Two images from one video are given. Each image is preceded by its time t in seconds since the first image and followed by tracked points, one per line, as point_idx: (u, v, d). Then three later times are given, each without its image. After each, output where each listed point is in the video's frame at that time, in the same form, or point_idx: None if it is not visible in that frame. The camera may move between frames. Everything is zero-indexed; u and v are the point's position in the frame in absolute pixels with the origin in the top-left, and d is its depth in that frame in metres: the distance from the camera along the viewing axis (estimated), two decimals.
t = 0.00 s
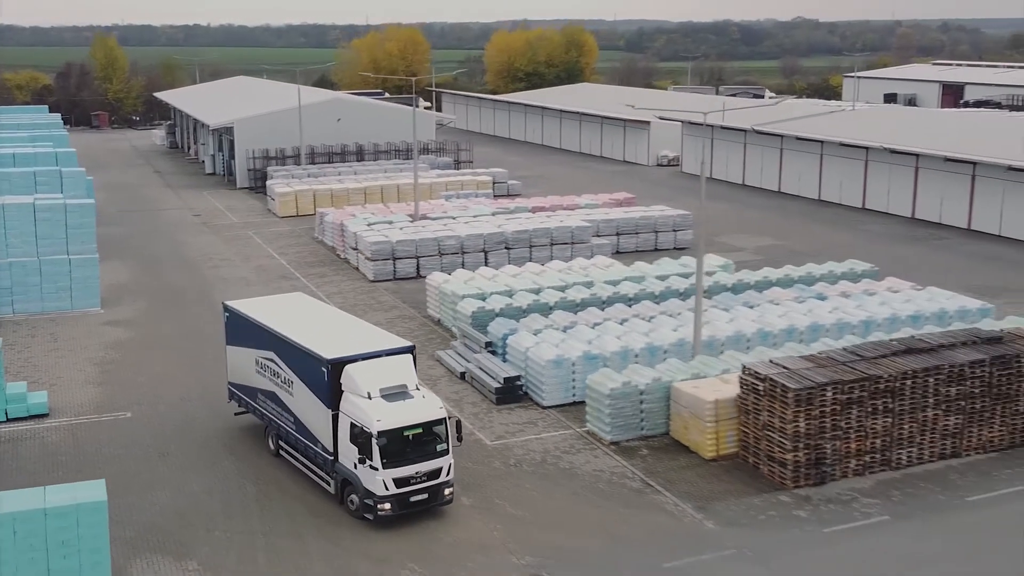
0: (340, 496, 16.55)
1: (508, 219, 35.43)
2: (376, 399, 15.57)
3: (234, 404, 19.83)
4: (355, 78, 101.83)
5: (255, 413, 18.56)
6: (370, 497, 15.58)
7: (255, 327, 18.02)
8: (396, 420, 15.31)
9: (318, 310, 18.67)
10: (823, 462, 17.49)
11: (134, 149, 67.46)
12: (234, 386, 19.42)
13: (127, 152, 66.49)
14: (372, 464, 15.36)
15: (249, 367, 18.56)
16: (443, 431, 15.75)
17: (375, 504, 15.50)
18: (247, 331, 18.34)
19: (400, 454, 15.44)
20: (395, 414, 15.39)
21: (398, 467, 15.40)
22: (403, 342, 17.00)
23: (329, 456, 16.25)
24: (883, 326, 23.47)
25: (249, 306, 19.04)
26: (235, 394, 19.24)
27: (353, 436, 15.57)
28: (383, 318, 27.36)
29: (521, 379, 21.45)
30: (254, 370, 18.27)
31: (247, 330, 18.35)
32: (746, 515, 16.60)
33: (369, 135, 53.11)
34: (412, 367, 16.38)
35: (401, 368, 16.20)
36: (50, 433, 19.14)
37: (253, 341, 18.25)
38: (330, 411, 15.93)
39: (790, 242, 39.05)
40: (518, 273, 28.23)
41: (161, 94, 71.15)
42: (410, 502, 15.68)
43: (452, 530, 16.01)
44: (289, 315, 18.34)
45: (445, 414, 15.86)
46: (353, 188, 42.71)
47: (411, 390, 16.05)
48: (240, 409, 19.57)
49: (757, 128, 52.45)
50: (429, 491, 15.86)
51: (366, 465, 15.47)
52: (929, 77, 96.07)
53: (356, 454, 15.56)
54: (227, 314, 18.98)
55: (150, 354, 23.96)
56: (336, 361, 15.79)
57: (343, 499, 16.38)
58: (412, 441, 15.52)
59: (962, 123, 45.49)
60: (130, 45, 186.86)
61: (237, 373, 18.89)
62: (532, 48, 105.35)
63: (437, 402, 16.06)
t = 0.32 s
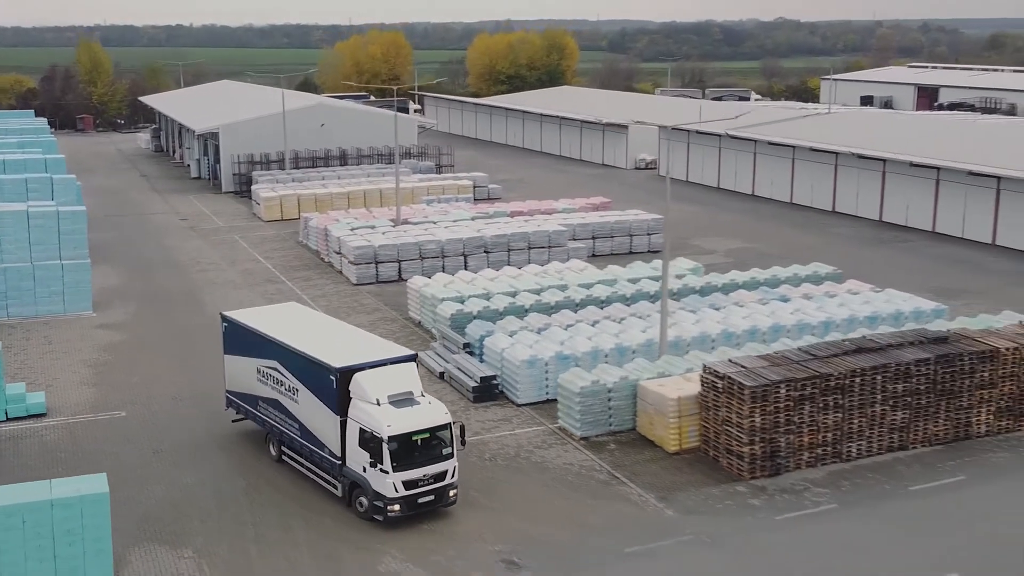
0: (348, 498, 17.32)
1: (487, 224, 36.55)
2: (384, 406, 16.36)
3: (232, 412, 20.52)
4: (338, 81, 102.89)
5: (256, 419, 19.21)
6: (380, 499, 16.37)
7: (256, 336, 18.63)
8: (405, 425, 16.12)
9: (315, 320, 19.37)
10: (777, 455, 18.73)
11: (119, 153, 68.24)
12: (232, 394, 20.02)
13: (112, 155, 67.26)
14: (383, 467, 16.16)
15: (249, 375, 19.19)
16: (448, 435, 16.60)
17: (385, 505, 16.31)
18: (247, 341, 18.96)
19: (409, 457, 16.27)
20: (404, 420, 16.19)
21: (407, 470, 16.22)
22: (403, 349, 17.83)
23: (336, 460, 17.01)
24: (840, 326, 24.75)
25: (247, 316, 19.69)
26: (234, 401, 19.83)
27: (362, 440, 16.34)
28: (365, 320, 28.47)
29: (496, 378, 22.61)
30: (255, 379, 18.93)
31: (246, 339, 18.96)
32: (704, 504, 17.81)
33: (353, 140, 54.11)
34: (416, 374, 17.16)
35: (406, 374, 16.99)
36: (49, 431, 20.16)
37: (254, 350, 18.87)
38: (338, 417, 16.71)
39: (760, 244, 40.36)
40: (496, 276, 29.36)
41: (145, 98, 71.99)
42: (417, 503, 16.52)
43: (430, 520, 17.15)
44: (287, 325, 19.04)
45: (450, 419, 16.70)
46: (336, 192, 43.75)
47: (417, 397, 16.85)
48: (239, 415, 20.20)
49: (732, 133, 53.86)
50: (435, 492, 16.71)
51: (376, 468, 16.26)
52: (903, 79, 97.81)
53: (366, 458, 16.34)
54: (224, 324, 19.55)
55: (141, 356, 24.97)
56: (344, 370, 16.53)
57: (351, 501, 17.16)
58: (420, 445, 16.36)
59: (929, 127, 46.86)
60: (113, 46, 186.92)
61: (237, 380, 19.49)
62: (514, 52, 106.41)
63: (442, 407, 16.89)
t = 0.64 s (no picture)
0: (354, 501, 18.10)
1: (468, 228, 37.62)
2: (392, 411, 17.17)
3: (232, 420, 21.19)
4: (321, 81, 104.70)
5: (257, 427, 19.87)
6: (389, 502, 17.18)
7: (258, 346, 19.33)
8: (413, 430, 16.95)
9: (314, 330, 20.10)
10: (737, 450, 19.89)
11: (105, 157, 69.00)
12: (231, 402, 20.64)
13: (97, 159, 67.99)
14: (392, 470, 16.97)
15: (250, 384, 19.85)
16: (453, 439, 17.46)
17: (394, 506, 17.12)
18: (250, 351, 19.60)
19: (416, 460, 17.12)
20: (411, 424, 17.02)
21: (415, 473, 17.06)
22: (404, 356, 18.74)
23: (343, 464, 17.77)
24: (803, 327, 25.99)
25: (247, 326, 20.37)
26: (233, 409, 20.45)
27: (371, 445, 17.14)
28: (349, 323, 29.52)
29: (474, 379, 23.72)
30: (256, 388, 19.61)
31: (247, 349, 19.65)
32: (668, 496, 18.98)
33: (336, 145, 55.05)
34: (420, 381, 17.99)
35: (411, 381, 17.82)
36: (46, 431, 21.16)
37: (256, 359, 19.57)
38: (346, 423, 17.50)
39: (733, 248, 41.64)
40: (476, 280, 30.44)
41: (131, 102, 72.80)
42: (424, 504, 17.35)
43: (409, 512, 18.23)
44: (289, 335, 19.74)
45: (453, 423, 17.56)
46: (321, 198, 44.76)
47: (421, 403, 17.68)
48: (238, 422, 20.85)
49: (708, 138, 55.26)
50: (441, 493, 17.55)
51: (385, 471, 17.06)
52: (880, 82, 99.45)
53: (374, 462, 17.14)
54: (224, 334, 20.20)
55: (133, 359, 25.95)
56: (353, 377, 17.36)
57: (358, 503, 17.94)
58: (426, 448, 17.21)
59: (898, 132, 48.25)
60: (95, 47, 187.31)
61: (237, 389, 20.11)
62: (496, 55, 107.57)
63: (446, 412, 17.74)
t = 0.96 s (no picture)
0: (364, 501, 18.92)
1: (449, 232, 38.72)
2: (399, 414, 18.05)
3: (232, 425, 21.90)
4: (307, 83, 105.73)
5: (260, 431, 20.57)
6: (401, 500, 18.00)
7: (262, 353, 20.02)
8: (422, 431, 17.86)
9: (313, 337, 20.87)
10: (702, 443, 21.08)
11: (91, 160, 69.78)
12: (232, 408, 21.29)
13: (84, 162, 68.76)
14: (403, 470, 17.81)
15: (253, 390, 20.55)
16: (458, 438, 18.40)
17: (406, 505, 17.95)
18: (252, 357, 20.29)
19: (426, 460, 18.00)
20: (419, 425, 17.93)
21: (425, 471, 17.94)
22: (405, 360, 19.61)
23: (352, 465, 18.56)
24: (769, 327, 27.16)
25: (247, 334, 21.06)
26: (235, 415, 21.11)
27: (381, 447, 17.98)
28: (333, 324, 30.59)
29: (453, 378, 24.84)
30: (260, 393, 20.33)
31: (249, 356, 20.33)
32: (636, 486, 20.15)
33: (321, 149, 56.02)
34: (423, 384, 18.86)
35: (415, 384, 18.70)
36: (44, 428, 22.18)
37: (259, 366, 20.26)
38: (355, 426, 18.31)
39: (707, 250, 42.85)
40: (456, 283, 31.54)
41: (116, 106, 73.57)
42: (434, 501, 18.23)
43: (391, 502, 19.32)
44: (290, 342, 20.51)
45: (458, 423, 18.50)
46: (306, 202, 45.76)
47: (426, 404, 18.58)
48: (238, 428, 21.52)
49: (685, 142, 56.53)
50: (448, 491, 18.45)
51: (396, 471, 17.89)
52: (858, 84, 101.06)
53: (385, 463, 17.96)
54: (224, 342, 20.83)
55: (125, 360, 26.95)
56: (362, 382, 18.18)
57: (368, 502, 18.75)
58: (434, 447, 18.12)
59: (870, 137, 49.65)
60: (78, 47, 187.15)
61: (239, 395, 20.75)
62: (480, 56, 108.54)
63: (450, 412, 18.66)
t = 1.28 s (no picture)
0: (375, 502, 19.78)
1: (431, 236, 39.83)
2: (408, 418, 18.95)
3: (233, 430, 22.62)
4: (291, 87, 106.55)
5: (266, 437, 21.31)
6: (414, 501, 18.91)
7: (269, 362, 20.78)
8: (431, 434, 18.81)
9: (316, 345, 21.69)
10: (669, 439, 22.28)
11: (78, 164, 70.54)
12: (236, 415, 22.00)
13: (71, 166, 69.50)
14: (415, 472, 18.73)
15: (259, 397, 21.29)
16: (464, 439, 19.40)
17: (419, 505, 18.87)
18: (258, 366, 21.05)
19: (436, 461, 18.98)
20: (427, 428, 18.88)
21: (435, 472, 18.91)
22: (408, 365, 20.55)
23: (364, 468, 19.41)
24: (737, 329, 28.36)
25: (249, 343, 21.81)
26: (240, 422, 21.81)
27: (393, 450, 18.88)
28: (319, 327, 31.67)
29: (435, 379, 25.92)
30: (266, 401, 21.08)
31: (256, 365, 21.08)
32: (607, 480, 21.36)
33: (306, 153, 57.00)
34: (428, 388, 19.77)
35: (422, 389, 19.61)
36: (42, 428, 23.19)
37: (265, 374, 21.01)
38: (365, 431, 19.15)
39: (682, 253, 44.12)
40: (438, 287, 32.64)
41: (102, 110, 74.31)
42: (444, 500, 19.22)
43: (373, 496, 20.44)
44: (293, 350, 21.32)
45: (464, 425, 19.52)
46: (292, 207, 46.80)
47: (432, 408, 19.51)
48: (241, 435, 22.23)
49: (663, 146, 57.80)
50: (457, 490, 19.46)
51: (408, 474, 18.81)
52: (837, 87, 102.52)
53: (397, 465, 18.87)
54: (228, 352, 21.53)
55: (118, 362, 27.97)
56: (372, 389, 19.06)
57: (380, 503, 19.61)
58: (443, 449, 19.10)
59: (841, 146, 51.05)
60: (61, 48, 187.17)
61: (245, 403, 21.47)
62: (463, 59, 109.72)
63: (454, 414, 19.64)
